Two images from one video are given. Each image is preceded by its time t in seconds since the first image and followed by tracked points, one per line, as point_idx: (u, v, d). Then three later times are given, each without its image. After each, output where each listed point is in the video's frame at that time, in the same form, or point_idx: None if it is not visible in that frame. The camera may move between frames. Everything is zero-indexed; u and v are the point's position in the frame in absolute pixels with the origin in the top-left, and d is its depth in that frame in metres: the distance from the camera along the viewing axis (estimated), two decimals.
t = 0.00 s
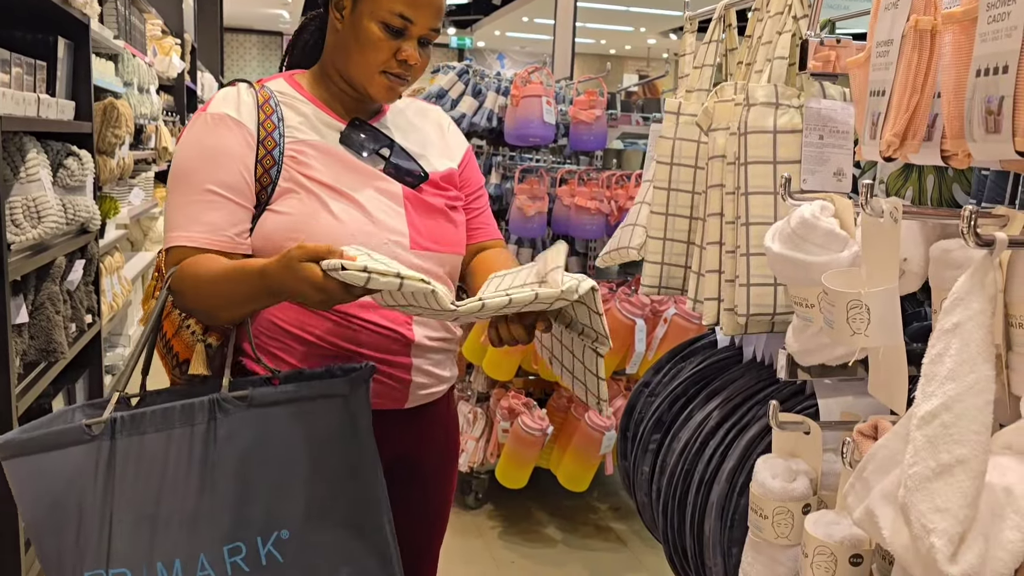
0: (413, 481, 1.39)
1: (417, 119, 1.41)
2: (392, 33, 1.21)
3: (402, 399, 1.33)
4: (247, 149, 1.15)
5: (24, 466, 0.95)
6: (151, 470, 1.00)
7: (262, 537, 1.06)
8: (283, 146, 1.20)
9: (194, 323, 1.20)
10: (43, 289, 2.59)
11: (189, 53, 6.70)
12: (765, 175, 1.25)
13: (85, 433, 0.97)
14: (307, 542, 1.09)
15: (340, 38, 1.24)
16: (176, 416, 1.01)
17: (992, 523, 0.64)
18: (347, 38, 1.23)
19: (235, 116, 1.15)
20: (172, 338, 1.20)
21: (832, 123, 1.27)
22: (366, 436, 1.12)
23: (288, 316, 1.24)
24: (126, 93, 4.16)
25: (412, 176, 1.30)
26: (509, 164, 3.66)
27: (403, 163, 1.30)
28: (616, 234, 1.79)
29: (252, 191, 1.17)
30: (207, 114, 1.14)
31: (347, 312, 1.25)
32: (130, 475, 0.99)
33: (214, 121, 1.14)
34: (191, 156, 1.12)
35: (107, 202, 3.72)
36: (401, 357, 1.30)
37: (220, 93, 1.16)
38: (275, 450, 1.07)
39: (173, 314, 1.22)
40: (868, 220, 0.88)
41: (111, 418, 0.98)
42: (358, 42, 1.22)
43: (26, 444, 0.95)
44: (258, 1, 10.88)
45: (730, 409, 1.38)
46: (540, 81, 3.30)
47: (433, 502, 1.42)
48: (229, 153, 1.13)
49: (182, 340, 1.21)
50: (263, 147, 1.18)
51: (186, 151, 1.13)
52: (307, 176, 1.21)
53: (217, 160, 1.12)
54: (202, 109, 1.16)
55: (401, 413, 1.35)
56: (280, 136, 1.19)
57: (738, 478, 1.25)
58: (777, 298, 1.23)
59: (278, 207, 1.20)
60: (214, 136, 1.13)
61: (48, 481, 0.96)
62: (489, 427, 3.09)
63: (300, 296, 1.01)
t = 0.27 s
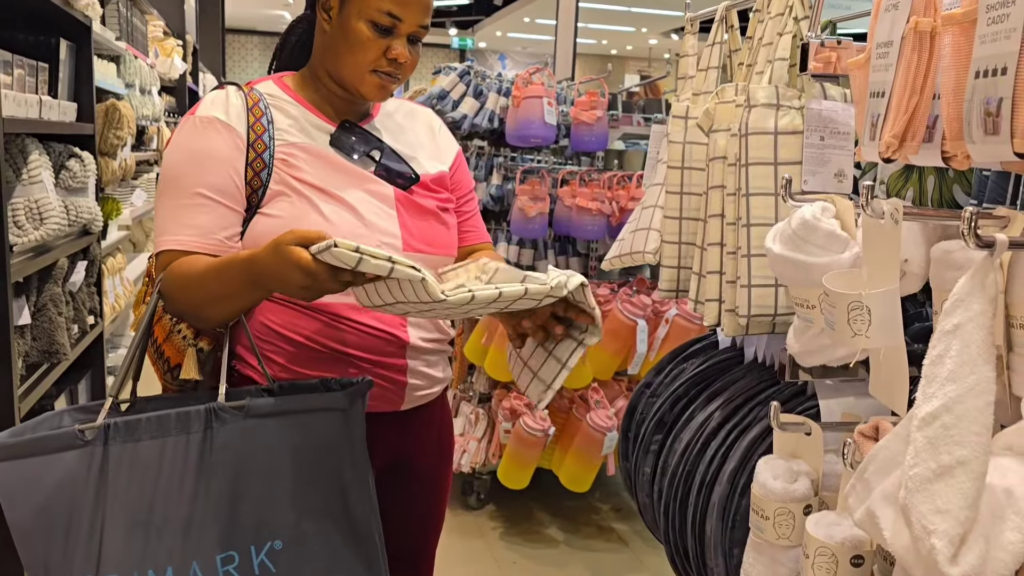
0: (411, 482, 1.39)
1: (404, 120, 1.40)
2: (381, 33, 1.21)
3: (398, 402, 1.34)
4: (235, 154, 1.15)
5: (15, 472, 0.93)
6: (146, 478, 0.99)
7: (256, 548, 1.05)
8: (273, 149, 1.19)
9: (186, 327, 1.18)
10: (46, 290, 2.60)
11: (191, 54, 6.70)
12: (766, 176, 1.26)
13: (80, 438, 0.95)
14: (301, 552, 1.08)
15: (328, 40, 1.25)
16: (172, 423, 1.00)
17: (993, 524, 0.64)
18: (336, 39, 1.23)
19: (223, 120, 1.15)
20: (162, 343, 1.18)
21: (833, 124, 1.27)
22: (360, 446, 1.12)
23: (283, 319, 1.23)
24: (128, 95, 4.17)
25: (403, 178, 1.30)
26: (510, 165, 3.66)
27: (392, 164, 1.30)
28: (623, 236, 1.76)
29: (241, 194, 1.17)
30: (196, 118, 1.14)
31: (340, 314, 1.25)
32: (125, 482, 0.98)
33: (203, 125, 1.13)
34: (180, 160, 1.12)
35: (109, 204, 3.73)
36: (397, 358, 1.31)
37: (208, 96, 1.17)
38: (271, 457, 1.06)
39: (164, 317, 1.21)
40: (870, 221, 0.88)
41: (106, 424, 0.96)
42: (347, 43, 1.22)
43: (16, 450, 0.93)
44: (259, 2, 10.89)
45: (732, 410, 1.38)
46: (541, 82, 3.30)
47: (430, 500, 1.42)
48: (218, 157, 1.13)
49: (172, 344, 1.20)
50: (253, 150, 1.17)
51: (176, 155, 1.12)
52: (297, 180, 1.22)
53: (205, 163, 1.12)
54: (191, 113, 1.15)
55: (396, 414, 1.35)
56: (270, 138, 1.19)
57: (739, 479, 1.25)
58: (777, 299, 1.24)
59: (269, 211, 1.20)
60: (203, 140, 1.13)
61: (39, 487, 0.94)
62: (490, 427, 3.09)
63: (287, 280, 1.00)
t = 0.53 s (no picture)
0: (413, 482, 1.40)
1: (394, 120, 1.42)
2: (376, 25, 1.23)
3: (404, 401, 1.34)
4: (242, 157, 1.15)
5: (19, 474, 0.86)
6: (162, 478, 0.93)
7: (276, 549, 1.00)
8: (277, 152, 1.20)
9: (188, 332, 1.19)
10: (50, 291, 2.61)
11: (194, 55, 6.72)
12: (768, 177, 1.26)
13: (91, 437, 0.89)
14: (322, 555, 1.03)
15: (324, 38, 1.26)
16: (190, 420, 0.94)
17: (994, 524, 0.64)
18: (331, 35, 1.25)
19: (229, 124, 1.15)
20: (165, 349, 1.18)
21: (834, 125, 1.27)
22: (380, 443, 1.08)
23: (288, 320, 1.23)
24: (131, 96, 4.18)
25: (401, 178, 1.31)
26: (513, 166, 3.67)
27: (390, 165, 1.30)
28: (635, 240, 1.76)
29: (249, 197, 1.17)
30: (198, 120, 1.13)
31: (350, 315, 1.26)
32: (138, 483, 0.92)
33: (211, 129, 1.13)
34: (185, 162, 1.11)
35: (113, 205, 3.74)
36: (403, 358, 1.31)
37: (209, 100, 1.16)
38: (291, 454, 1.01)
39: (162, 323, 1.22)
40: (871, 222, 0.89)
41: (121, 423, 0.91)
42: (343, 37, 1.24)
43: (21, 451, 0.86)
44: (262, 4, 10.91)
45: (734, 411, 1.38)
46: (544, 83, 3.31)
47: (430, 500, 1.43)
48: (228, 160, 1.13)
49: (172, 349, 1.20)
50: (258, 153, 1.18)
51: (185, 161, 1.11)
52: (299, 181, 1.22)
53: (216, 167, 1.12)
54: (191, 118, 1.14)
55: (401, 414, 1.36)
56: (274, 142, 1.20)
57: (742, 479, 1.25)
58: (779, 300, 1.24)
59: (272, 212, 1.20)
60: (213, 144, 1.12)
61: (46, 490, 0.88)
62: (493, 428, 3.09)
63: (384, 276, 1.05)
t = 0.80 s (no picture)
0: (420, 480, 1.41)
1: (382, 122, 1.47)
2: (366, 18, 1.27)
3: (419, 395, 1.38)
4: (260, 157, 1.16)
5: (74, 478, 0.94)
6: (205, 476, 1.01)
7: (319, 538, 1.10)
8: (289, 154, 1.21)
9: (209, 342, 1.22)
10: (54, 292, 2.61)
11: (197, 56, 6.73)
12: (771, 178, 1.27)
13: (134, 441, 0.97)
14: (358, 541, 1.13)
15: (314, 36, 1.29)
16: (233, 420, 1.03)
17: (998, 524, 0.64)
18: (322, 31, 1.28)
19: (243, 125, 1.15)
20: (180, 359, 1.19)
21: (837, 126, 1.27)
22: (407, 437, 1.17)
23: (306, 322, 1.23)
24: (134, 98, 4.19)
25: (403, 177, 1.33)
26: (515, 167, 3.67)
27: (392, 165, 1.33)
28: (636, 240, 1.77)
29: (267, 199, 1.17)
30: (210, 121, 1.13)
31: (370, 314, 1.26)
32: (183, 481, 1.00)
33: (226, 130, 1.13)
34: (202, 164, 1.11)
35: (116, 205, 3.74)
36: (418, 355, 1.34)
37: (219, 102, 1.16)
38: (326, 449, 1.10)
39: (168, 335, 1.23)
40: (874, 222, 0.89)
41: (162, 425, 0.98)
42: (334, 33, 1.27)
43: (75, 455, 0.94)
44: (265, 4, 10.92)
45: (737, 411, 1.38)
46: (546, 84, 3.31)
47: (429, 500, 1.44)
48: (247, 161, 1.13)
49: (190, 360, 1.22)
50: (272, 155, 1.18)
51: (201, 164, 1.11)
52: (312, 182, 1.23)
53: (236, 169, 1.12)
54: (202, 120, 1.13)
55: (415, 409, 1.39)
56: (284, 141, 1.21)
57: (744, 479, 1.26)
58: (782, 300, 1.24)
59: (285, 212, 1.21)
60: (231, 146, 1.12)
61: (98, 491, 0.95)
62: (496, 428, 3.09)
63: (434, 287, 1.15)
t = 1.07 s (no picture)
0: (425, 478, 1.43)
1: (372, 121, 1.49)
2: (360, 17, 1.27)
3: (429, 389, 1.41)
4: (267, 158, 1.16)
5: (125, 497, 0.97)
6: (248, 484, 1.04)
7: (364, 535, 1.19)
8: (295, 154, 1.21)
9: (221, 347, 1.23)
10: (55, 291, 2.62)
11: (198, 56, 6.73)
12: (771, 177, 1.27)
13: (175, 455, 0.99)
14: (396, 529, 1.21)
15: (307, 35, 1.29)
16: (272, 426, 1.06)
17: (998, 522, 0.64)
18: (315, 32, 1.28)
19: (249, 127, 1.15)
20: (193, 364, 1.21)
21: (837, 125, 1.27)
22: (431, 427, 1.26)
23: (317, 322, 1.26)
24: (135, 98, 4.19)
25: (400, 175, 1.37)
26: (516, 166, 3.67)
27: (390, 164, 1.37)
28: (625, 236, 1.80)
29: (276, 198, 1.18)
30: (215, 124, 1.13)
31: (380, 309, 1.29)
32: (230, 490, 1.03)
33: (232, 132, 1.13)
34: (211, 168, 1.11)
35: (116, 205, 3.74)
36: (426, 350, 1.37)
37: (222, 105, 1.16)
38: (360, 445, 1.17)
39: (176, 342, 1.24)
40: (873, 221, 0.89)
41: (202, 437, 1.00)
42: (328, 33, 1.27)
43: (124, 474, 0.96)
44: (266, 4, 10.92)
45: (737, 410, 1.39)
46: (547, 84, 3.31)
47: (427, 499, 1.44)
48: (255, 163, 1.13)
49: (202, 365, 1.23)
50: (279, 156, 1.19)
51: (210, 168, 1.11)
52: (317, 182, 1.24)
53: (246, 171, 1.12)
54: (207, 122, 1.13)
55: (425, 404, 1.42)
56: (290, 142, 1.21)
57: (743, 479, 1.26)
58: (783, 300, 1.24)
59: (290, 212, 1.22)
60: (240, 148, 1.12)
61: (150, 508, 0.98)
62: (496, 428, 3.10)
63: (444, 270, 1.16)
